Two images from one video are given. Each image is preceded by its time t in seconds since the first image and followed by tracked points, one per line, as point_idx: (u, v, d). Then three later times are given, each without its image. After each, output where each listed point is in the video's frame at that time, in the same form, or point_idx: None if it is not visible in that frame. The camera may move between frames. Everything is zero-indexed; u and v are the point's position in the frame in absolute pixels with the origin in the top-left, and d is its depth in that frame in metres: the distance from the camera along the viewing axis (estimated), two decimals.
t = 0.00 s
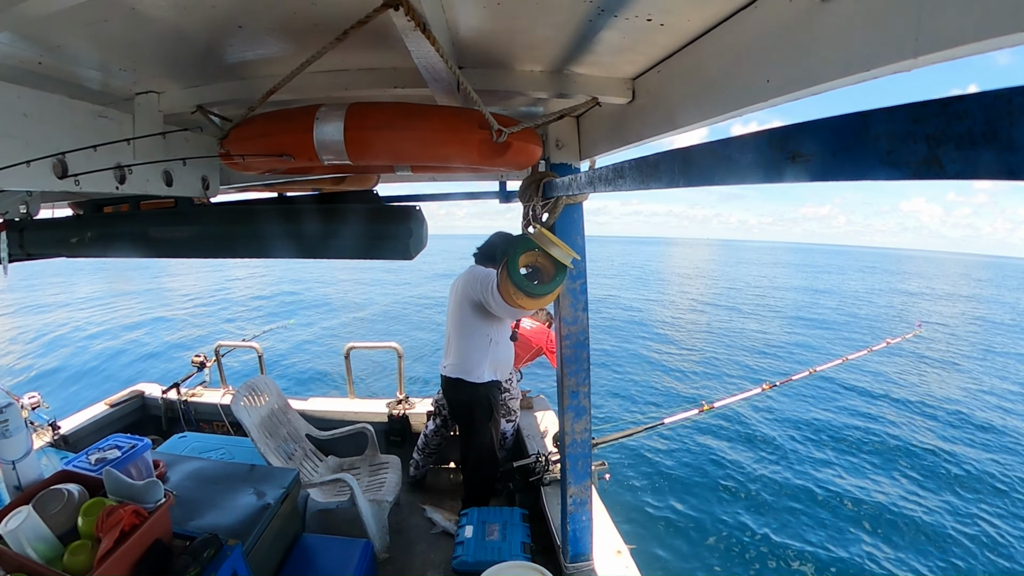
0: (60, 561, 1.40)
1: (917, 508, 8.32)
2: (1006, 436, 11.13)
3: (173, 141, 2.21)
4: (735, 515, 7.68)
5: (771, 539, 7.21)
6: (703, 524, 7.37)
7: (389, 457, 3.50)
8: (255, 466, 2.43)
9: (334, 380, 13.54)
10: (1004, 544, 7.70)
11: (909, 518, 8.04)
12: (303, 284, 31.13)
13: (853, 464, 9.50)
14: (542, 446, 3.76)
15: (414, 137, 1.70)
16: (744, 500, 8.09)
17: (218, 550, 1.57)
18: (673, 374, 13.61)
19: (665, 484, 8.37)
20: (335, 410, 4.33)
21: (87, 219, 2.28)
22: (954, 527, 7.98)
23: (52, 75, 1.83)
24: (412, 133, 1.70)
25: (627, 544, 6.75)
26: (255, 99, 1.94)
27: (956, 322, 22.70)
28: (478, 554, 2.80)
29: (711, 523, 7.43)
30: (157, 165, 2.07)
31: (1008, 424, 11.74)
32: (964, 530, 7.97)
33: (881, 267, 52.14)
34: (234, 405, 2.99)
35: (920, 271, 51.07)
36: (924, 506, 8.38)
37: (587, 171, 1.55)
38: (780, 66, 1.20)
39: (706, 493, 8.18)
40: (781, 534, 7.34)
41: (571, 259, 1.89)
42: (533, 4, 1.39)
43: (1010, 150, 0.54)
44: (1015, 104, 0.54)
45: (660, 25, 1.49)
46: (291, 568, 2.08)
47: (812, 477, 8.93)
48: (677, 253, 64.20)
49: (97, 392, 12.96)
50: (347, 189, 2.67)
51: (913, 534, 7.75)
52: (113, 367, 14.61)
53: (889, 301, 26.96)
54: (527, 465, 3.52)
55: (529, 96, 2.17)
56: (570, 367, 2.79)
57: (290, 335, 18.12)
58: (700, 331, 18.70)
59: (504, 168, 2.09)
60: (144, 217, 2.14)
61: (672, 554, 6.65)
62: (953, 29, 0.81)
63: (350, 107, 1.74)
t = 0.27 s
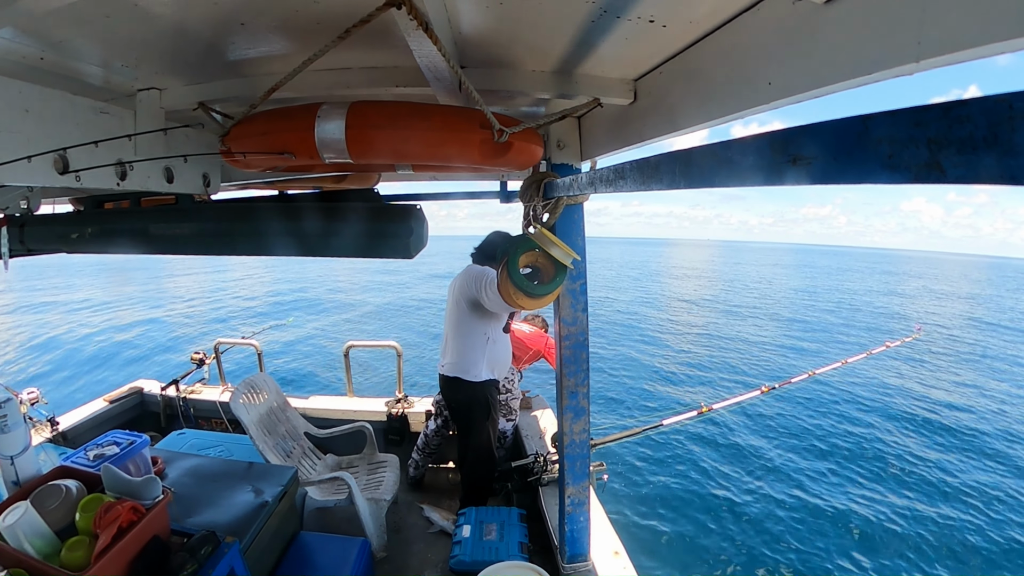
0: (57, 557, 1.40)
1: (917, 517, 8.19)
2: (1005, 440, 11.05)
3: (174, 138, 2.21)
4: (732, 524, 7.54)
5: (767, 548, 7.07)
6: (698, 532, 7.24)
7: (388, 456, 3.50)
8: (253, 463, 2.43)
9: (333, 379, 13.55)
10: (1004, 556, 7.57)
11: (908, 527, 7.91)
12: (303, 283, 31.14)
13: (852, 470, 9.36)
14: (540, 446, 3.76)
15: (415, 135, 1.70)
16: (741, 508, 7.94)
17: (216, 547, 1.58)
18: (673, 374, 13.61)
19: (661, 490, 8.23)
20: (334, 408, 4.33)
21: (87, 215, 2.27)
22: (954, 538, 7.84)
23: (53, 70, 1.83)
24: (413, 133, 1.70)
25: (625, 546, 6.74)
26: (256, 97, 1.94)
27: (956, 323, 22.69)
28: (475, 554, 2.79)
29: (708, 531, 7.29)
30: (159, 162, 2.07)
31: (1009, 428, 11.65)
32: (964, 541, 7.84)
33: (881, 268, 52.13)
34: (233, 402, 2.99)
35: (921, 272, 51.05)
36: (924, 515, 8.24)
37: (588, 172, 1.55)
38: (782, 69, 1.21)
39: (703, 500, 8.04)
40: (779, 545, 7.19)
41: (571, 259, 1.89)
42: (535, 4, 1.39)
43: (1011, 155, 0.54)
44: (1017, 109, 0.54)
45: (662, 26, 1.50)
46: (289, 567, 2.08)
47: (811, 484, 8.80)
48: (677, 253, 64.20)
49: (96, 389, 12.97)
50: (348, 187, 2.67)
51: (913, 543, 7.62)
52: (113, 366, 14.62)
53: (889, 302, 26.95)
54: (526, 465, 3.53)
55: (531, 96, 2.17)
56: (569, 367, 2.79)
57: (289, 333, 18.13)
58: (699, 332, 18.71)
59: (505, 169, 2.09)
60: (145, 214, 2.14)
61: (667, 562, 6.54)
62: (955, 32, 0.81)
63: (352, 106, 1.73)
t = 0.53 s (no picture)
0: (55, 552, 1.40)
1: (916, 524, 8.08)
2: (1006, 444, 10.94)
3: (175, 134, 2.21)
4: (728, 528, 7.44)
5: (763, 554, 6.96)
6: (695, 537, 7.13)
7: (386, 454, 3.50)
8: (251, 460, 2.43)
9: (333, 379, 13.57)
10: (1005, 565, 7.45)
11: (906, 532, 7.85)
12: (304, 283, 31.18)
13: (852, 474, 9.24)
14: (539, 446, 3.76)
15: (417, 134, 1.70)
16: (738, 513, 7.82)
17: (213, 544, 1.58)
18: (672, 375, 13.63)
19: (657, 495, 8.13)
20: (333, 406, 4.33)
21: (88, 211, 2.27)
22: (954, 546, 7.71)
23: (55, 66, 1.83)
24: (414, 131, 1.70)
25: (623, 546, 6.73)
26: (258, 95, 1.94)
27: (956, 324, 22.67)
28: (473, 553, 2.79)
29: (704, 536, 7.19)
30: (159, 158, 2.07)
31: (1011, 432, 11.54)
32: (963, 549, 7.74)
33: (882, 270, 52.10)
34: (231, 399, 2.99)
35: (922, 273, 51.01)
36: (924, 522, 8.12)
37: (589, 172, 1.55)
38: (784, 71, 1.21)
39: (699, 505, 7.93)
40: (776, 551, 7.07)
41: (572, 259, 1.89)
42: (537, 4, 1.39)
43: (1012, 159, 0.54)
44: (1018, 113, 0.54)
45: (664, 27, 1.50)
46: (286, 564, 2.08)
47: (810, 489, 8.69)
48: (678, 254, 64.22)
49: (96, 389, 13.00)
50: (349, 185, 2.67)
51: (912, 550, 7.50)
52: (113, 367, 14.66)
53: (890, 303, 26.89)
54: (524, 464, 3.53)
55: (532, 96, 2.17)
56: (568, 368, 2.79)
57: (289, 334, 18.16)
58: (699, 333, 18.71)
59: (506, 168, 2.09)
60: (145, 210, 2.14)
61: (663, 565, 6.48)
62: (956, 35, 0.81)
63: (353, 104, 1.73)
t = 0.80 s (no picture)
0: (53, 548, 1.39)
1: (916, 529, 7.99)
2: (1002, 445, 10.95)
3: (177, 131, 2.21)
4: (726, 532, 7.33)
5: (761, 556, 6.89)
6: (692, 543, 7.02)
7: (385, 452, 3.51)
8: (250, 457, 2.44)
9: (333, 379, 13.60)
10: (1005, 572, 7.36)
11: (901, 533, 7.85)
12: (304, 284, 31.21)
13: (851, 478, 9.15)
14: (538, 445, 3.76)
15: (418, 132, 1.70)
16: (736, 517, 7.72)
17: (212, 541, 1.58)
18: (671, 376, 13.64)
19: (654, 499, 8.02)
20: (332, 404, 4.33)
21: (88, 207, 2.27)
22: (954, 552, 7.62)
23: (56, 62, 1.82)
24: (415, 129, 1.70)
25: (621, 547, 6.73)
26: (259, 92, 1.94)
27: (956, 325, 22.68)
28: (471, 552, 2.79)
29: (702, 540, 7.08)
30: (161, 154, 2.07)
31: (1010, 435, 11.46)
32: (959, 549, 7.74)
33: (882, 271, 52.12)
34: (230, 396, 2.99)
35: (922, 275, 51.03)
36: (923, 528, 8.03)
37: (590, 172, 1.54)
38: (785, 72, 1.21)
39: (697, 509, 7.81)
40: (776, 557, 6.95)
41: (572, 258, 1.89)
42: (539, 3, 1.39)
43: (1013, 163, 0.54)
44: (1021, 116, 0.54)
45: (666, 27, 1.50)
46: (284, 561, 2.08)
47: (808, 493, 8.59)
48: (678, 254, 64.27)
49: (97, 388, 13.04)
50: (350, 183, 2.67)
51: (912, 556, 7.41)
52: (114, 367, 14.71)
53: (890, 304, 26.86)
54: (522, 464, 3.53)
55: (534, 94, 2.17)
56: (567, 367, 2.79)
57: (289, 334, 18.19)
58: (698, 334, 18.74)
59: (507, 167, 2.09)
60: (145, 206, 2.14)
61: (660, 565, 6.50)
62: (960, 39, 0.81)
63: (355, 101, 1.73)
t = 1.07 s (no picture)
0: (52, 544, 1.40)
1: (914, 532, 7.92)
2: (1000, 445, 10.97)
3: (177, 128, 2.21)
4: (724, 535, 7.25)
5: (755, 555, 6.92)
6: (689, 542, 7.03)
7: (384, 451, 3.51)
8: (249, 455, 2.44)
9: (332, 378, 13.59)
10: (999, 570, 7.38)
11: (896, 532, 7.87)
12: (303, 283, 31.18)
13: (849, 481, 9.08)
14: (537, 445, 3.77)
15: (420, 131, 1.70)
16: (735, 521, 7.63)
17: (210, 538, 1.58)
18: (670, 376, 13.65)
19: (651, 498, 8.04)
20: (332, 402, 4.33)
21: (89, 204, 2.27)
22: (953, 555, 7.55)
23: (56, 58, 1.82)
24: (417, 128, 1.70)
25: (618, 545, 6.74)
26: (261, 89, 1.94)
27: (956, 326, 22.68)
28: (470, 550, 2.79)
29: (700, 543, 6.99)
30: (161, 152, 2.07)
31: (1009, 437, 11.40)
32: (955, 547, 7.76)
33: (882, 271, 52.12)
34: (230, 394, 2.99)
35: (922, 276, 51.04)
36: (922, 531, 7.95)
37: (591, 172, 1.55)
38: (787, 73, 1.21)
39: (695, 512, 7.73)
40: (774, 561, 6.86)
41: (572, 258, 1.89)
42: (541, 3, 1.39)
43: (1014, 165, 0.54)
44: (1021, 119, 0.55)
45: (668, 27, 1.49)
46: (282, 559, 2.09)
47: (804, 492, 8.61)
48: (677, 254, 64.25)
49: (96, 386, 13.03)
50: (351, 181, 2.67)
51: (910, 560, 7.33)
52: (113, 365, 14.70)
53: (891, 305, 26.83)
54: (521, 463, 3.54)
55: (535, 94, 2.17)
56: (567, 366, 2.79)
57: (289, 333, 18.18)
58: (698, 334, 18.74)
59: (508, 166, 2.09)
60: (146, 204, 2.14)
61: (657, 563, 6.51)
62: (962, 41, 0.81)
63: (356, 99, 1.73)
